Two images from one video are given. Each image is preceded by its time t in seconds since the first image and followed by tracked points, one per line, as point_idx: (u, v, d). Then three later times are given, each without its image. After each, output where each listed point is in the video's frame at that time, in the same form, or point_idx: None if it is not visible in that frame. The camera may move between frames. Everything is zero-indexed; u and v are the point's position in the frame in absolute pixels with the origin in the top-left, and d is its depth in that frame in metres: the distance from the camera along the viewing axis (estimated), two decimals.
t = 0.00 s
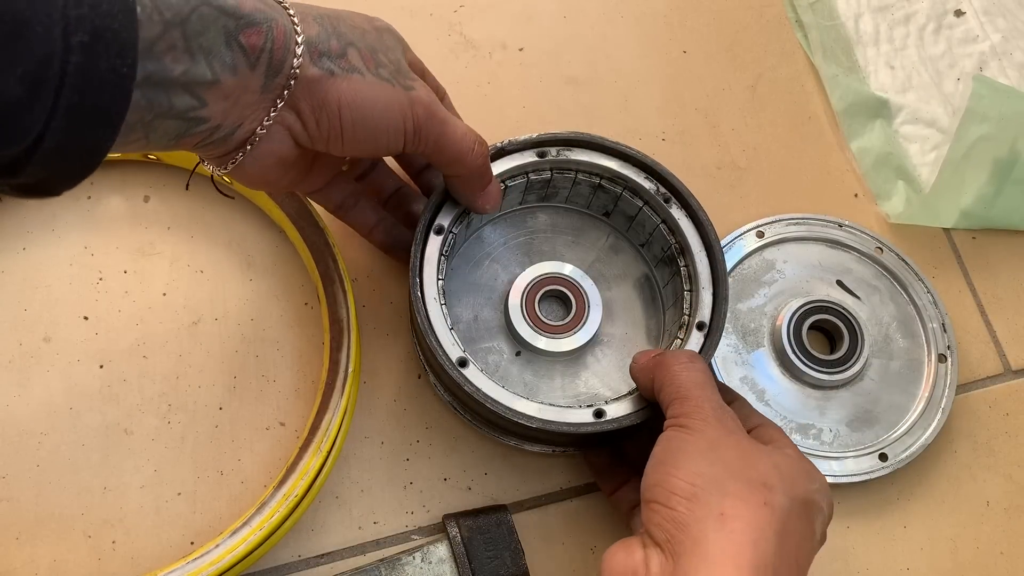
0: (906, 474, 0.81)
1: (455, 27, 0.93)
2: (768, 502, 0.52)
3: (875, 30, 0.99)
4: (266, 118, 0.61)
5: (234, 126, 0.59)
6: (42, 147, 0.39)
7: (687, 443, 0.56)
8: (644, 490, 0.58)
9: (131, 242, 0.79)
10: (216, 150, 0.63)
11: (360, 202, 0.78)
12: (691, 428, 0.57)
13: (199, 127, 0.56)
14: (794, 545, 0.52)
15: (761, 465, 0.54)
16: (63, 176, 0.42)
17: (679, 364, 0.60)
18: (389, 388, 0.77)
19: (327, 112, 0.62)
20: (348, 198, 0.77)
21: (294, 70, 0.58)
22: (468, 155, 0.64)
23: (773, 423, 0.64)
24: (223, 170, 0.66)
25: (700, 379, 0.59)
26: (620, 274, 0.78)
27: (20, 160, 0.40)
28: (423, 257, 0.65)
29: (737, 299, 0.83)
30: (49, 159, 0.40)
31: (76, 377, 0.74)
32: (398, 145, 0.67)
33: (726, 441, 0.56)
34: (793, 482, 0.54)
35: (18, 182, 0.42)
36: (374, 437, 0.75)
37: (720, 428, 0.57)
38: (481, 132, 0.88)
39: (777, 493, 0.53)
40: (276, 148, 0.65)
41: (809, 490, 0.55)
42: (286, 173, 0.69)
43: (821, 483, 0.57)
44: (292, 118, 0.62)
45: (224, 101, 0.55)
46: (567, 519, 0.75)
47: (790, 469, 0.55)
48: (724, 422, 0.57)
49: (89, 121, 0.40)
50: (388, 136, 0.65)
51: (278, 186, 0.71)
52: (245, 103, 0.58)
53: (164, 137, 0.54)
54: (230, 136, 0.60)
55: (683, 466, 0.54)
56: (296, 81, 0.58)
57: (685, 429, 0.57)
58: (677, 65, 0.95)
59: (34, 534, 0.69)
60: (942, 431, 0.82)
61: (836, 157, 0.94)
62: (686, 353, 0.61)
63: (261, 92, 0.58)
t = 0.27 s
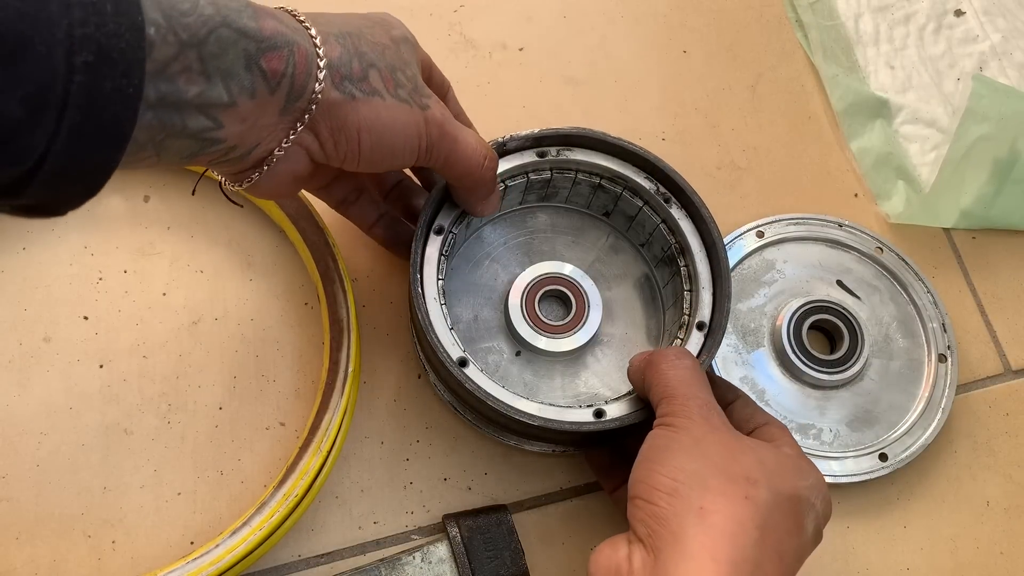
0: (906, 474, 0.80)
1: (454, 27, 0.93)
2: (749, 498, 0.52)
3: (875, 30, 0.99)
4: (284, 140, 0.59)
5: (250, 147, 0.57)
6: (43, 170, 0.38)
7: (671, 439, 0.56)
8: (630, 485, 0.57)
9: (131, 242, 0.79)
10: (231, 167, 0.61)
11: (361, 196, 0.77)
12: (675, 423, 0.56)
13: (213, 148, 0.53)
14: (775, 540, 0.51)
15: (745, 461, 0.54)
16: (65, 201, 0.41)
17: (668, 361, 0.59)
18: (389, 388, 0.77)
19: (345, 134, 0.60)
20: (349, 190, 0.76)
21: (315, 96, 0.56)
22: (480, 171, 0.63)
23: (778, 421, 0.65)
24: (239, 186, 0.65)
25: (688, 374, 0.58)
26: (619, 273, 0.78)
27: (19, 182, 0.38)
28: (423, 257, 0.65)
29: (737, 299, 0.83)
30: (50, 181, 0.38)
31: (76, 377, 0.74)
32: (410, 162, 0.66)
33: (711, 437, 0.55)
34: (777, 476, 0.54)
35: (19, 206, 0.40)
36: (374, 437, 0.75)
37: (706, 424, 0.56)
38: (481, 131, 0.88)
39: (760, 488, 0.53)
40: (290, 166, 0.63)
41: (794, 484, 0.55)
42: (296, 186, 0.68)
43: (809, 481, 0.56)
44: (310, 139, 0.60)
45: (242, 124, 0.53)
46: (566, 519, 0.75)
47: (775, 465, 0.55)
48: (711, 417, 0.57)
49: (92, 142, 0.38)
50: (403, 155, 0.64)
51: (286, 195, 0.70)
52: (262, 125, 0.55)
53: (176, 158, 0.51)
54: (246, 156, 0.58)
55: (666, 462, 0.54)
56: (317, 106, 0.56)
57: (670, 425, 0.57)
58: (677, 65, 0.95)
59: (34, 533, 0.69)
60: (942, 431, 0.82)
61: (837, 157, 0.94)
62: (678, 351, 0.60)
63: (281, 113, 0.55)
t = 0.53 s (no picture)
0: (906, 474, 0.81)
1: (454, 27, 0.93)
2: (733, 489, 0.51)
3: (875, 30, 0.99)
4: (291, 153, 0.59)
5: (257, 160, 0.57)
6: (46, 184, 0.37)
7: (657, 433, 0.56)
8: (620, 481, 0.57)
9: (131, 242, 0.79)
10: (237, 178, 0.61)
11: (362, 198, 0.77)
12: (662, 417, 0.56)
13: (219, 160, 0.53)
14: (760, 531, 0.51)
15: (730, 452, 0.54)
16: (67, 214, 0.40)
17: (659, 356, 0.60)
18: (389, 388, 0.77)
19: (352, 147, 0.60)
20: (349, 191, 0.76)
21: (322, 110, 0.55)
22: (484, 179, 0.63)
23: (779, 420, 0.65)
24: (245, 197, 0.65)
25: (677, 369, 0.58)
26: (619, 274, 0.78)
27: (21, 197, 0.38)
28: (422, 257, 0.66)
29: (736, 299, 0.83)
30: (52, 195, 0.38)
31: (75, 377, 0.74)
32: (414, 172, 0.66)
33: (697, 429, 0.55)
34: (763, 468, 0.54)
35: (21, 219, 0.40)
36: (374, 437, 0.75)
37: (693, 416, 0.56)
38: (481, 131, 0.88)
39: (744, 479, 0.52)
40: (296, 179, 0.63)
41: (781, 476, 0.54)
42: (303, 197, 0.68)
43: (799, 472, 0.56)
44: (316, 151, 0.60)
45: (248, 138, 0.53)
46: (567, 519, 0.75)
47: (763, 456, 0.54)
48: (698, 409, 0.56)
49: (95, 157, 0.38)
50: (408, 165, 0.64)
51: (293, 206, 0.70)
52: (268, 139, 0.55)
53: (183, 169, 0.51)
54: (252, 168, 0.58)
55: (651, 456, 0.54)
56: (324, 120, 0.56)
57: (658, 420, 0.57)
58: (677, 65, 0.95)
59: (34, 534, 0.69)
60: (942, 431, 0.82)
61: (837, 157, 0.94)
62: (668, 347, 0.61)
63: (290, 127, 0.55)
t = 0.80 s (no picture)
0: (906, 474, 0.81)
1: (454, 26, 0.93)
2: (716, 473, 0.51)
3: (875, 30, 0.99)
4: (300, 164, 0.58)
5: (265, 171, 0.56)
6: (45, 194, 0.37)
7: (644, 421, 0.56)
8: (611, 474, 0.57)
9: (131, 242, 0.79)
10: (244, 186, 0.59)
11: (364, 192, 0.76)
12: (649, 406, 0.57)
13: (227, 170, 0.53)
14: (745, 515, 0.50)
15: (715, 436, 0.53)
16: (66, 222, 0.40)
17: (648, 351, 0.60)
18: (389, 387, 0.77)
19: (361, 157, 0.60)
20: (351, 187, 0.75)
21: (335, 122, 0.55)
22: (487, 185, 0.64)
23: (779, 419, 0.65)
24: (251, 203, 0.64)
25: (664, 360, 0.59)
26: (619, 273, 0.78)
27: (19, 207, 0.37)
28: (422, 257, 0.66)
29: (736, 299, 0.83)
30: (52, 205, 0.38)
31: (75, 377, 0.74)
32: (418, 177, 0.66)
33: (682, 414, 0.55)
34: (750, 450, 0.53)
35: (19, 227, 0.40)
36: (374, 437, 0.75)
37: (678, 402, 0.56)
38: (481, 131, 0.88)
39: (729, 463, 0.52)
40: (304, 188, 0.62)
41: (769, 458, 0.54)
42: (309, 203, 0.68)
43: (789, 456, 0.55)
44: (326, 162, 0.60)
45: (257, 151, 0.52)
46: (566, 518, 0.75)
47: (751, 440, 0.54)
48: (684, 395, 0.56)
49: (96, 167, 0.37)
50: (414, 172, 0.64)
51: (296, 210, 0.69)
52: (278, 151, 0.55)
53: (189, 176, 0.51)
54: (260, 177, 0.57)
55: (636, 443, 0.54)
56: (336, 132, 0.56)
57: (646, 410, 0.57)
58: (677, 65, 0.95)
59: (34, 534, 0.69)
60: (942, 431, 0.82)
61: (836, 157, 0.94)
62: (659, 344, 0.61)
63: (300, 139, 0.55)
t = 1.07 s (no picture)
0: (906, 474, 0.81)
1: (454, 26, 0.93)
2: (738, 488, 0.51)
3: (875, 30, 0.99)
4: (290, 166, 0.58)
5: (256, 174, 0.56)
6: (25, 197, 0.37)
7: (661, 426, 0.55)
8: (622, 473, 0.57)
9: (131, 242, 0.79)
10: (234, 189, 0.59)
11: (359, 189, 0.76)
12: (666, 408, 0.55)
13: (217, 173, 0.53)
14: (760, 533, 0.51)
15: (735, 448, 0.53)
16: (46, 224, 0.40)
17: (660, 348, 0.59)
18: (389, 387, 0.77)
19: (352, 157, 0.59)
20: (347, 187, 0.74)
21: (325, 124, 0.55)
22: (482, 184, 0.64)
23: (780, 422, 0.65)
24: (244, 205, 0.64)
25: (681, 361, 0.57)
26: (619, 273, 0.78)
27: None
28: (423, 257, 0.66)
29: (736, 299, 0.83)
30: (33, 207, 0.38)
31: (75, 377, 0.74)
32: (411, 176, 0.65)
33: (704, 423, 0.54)
34: (768, 466, 0.53)
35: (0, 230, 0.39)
36: (374, 437, 0.75)
37: (700, 409, 0.55)
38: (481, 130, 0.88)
39: (749, 478, 0.51)
40: (295, 190, 0.62)
41: (785, 474, 0.54)
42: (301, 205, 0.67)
43: (803, 474, 0.56)
44: (318, 164, 0.60)
45: (247, 154, 0.52)
46: (567, 518, 0.75)
47: (769, 455, 0.54)
48: (706, 402, 0.55)
49: (78, 171, 0.37)
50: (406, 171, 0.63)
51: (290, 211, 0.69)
52: (269, 155, 0.55)
53: (178, 179, 0.51)
54: (251, 180, 0.57)
55: (654, 450, 0.53)
56: (327, 134, 0.56)
57: (662, 412, 0.56)
58: (677, 65, 0.95)
59: (34, 534, 0.69)
60: (942, 431, 0.82)
61: (836, 157, 0.94)
62: (673, 341, 0.60)
63: (290, 142, 0.54)
